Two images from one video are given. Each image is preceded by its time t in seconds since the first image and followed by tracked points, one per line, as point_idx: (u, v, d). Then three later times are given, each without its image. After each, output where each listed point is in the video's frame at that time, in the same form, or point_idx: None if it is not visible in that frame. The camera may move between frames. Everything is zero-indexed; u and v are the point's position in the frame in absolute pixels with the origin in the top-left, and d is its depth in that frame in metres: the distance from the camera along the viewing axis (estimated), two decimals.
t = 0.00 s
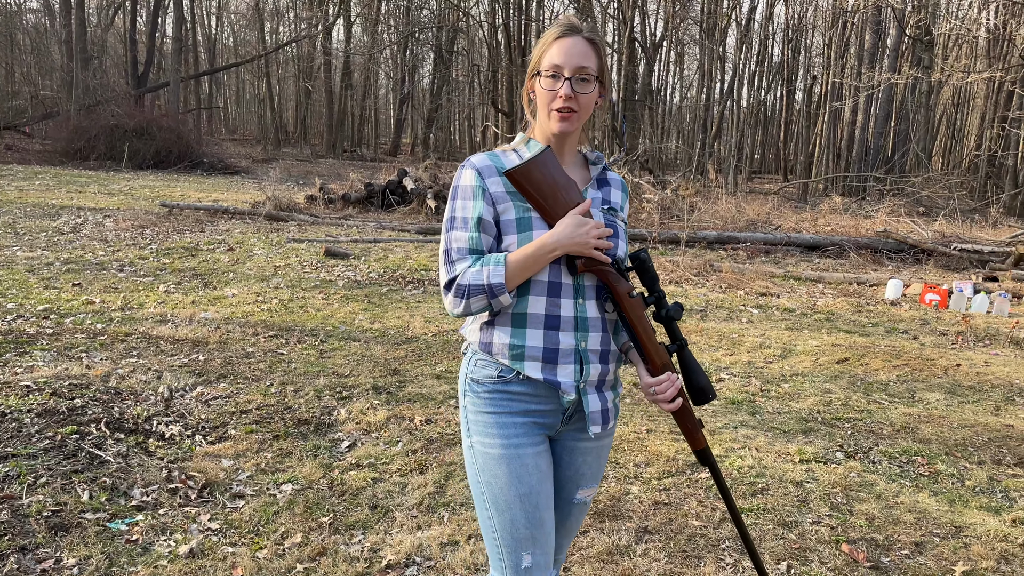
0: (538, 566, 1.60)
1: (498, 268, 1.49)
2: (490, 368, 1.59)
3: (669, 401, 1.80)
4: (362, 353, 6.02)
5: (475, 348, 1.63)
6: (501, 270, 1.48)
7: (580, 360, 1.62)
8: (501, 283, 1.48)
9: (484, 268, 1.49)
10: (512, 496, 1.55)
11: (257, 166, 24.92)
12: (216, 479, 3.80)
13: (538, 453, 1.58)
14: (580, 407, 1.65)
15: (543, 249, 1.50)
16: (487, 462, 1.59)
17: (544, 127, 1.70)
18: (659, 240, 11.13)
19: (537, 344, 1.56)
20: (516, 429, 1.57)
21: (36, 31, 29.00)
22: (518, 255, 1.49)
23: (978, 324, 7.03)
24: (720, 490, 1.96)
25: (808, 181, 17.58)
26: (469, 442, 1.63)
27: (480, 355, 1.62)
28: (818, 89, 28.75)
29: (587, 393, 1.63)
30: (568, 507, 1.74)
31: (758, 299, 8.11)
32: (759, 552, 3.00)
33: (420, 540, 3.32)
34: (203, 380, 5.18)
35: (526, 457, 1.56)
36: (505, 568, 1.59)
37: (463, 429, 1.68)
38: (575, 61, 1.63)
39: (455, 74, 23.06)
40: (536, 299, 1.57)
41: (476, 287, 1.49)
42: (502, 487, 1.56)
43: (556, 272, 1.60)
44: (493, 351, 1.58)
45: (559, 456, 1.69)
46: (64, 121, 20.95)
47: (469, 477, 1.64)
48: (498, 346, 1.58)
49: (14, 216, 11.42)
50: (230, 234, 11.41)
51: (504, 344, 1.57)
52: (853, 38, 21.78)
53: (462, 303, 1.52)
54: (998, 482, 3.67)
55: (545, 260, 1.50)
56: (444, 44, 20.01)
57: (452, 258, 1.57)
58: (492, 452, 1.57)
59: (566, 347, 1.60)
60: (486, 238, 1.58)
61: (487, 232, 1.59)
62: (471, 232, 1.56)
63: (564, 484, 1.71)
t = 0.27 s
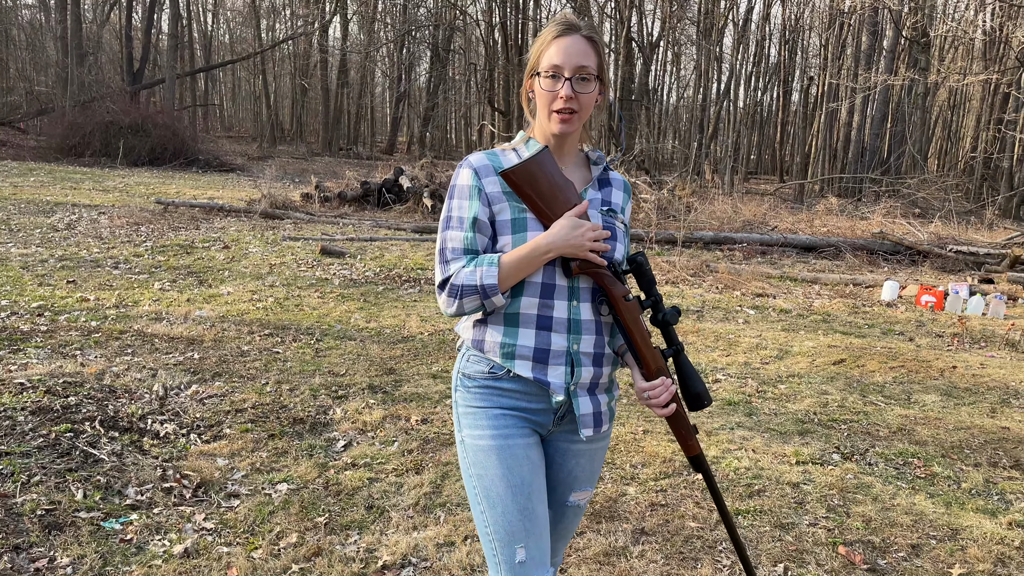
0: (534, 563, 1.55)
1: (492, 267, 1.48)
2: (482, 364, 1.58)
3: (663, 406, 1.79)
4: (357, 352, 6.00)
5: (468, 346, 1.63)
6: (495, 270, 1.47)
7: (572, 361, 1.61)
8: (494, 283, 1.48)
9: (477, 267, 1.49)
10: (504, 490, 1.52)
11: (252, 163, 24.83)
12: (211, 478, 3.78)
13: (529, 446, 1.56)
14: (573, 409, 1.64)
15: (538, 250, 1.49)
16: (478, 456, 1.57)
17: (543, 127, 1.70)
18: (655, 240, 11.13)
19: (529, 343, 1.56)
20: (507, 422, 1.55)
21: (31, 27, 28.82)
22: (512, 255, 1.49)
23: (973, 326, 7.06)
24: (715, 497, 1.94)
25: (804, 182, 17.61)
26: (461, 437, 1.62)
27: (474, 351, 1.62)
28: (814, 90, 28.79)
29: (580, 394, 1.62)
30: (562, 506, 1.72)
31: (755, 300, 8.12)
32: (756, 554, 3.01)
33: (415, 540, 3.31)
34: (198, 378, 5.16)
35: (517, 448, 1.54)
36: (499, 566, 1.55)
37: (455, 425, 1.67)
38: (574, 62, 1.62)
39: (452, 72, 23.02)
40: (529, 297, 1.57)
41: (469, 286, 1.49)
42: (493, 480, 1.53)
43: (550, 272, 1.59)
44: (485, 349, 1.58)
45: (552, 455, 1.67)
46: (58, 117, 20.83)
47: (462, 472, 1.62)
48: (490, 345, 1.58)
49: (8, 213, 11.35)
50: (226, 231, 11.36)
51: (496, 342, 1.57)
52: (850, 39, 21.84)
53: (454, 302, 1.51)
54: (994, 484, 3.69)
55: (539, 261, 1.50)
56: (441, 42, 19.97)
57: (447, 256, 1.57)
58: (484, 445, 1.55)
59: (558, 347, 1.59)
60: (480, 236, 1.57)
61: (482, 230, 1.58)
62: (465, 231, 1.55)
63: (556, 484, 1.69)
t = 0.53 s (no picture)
0: (518, 568, 1.55)
1: (488, 268, 1.48)
2: (479, 366, 1.59)
3: (662, 410, 1.79)
4: (356, 350, 6.00)
5: (467, 347, 1.63)
6: (491, 272, 1.47)
7: (571, 364, 1.61)
8: (490, 285, 1.48)
9: (473, 268, 1.49)
10: (493, 494, 1.53)
11: (251, 160, 24.78)
12: (209, 475, 3.78)
13: (521, 453, 1.56)
14: (571, 412, 1.64)
15: (535, 251, 1.49)
16: (470, 459, 1.57)
17: (545, 128, 1.70)
18: (654, 240, 11.14)
19: (527, 346, 1.56)
20: (500, 427, 1.56)
21: (29, 22, 28.74)
22: (509, 257, 1.49)
23: (971, 328, 7.07)
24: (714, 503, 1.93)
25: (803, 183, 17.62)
26: (455, 439, 1.62)
27: (471, 353, 1.62)
28: (813, 91, 28.78)
29: (577, 397, 1.62)
30: (557, 509, 1.72)
31: (753, 300, 8.13)
32: (754, 555, 3.01)
33: (413, 539, 3.31)
34: (195, 375, 5.15)
35: (509, 455, 1.55)
36: (485, 570, 1.55)
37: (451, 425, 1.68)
38: (578, 63, 1.61)
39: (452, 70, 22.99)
40: (527, 299, 1.57)
41: (465, 288, 1.49)
42: (482, 484, 1.54)
43: (548, 274, 1.59)
44: (483, 350, 1.58)
45: (548, 457, 1.67)
46: (57, 113, 20.77)
47: (454, 474, 1.63)
48: (488, 346, 1.58)
49: (6, 208, 11.32)
50: (224, 228, 11.34)
51: (494, 343, 1.57)
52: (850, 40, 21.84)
53: (450, 302, 1.52)
54: (991, 487, 3.70)
55: (536, 263, 1.49)
56: (440, 40, 19.94)
57: (444, 256, 1.56)
58: (476, 448, 1.56)
59: (556, 350, 1.59)
60: (478, 237, 1.57)
61: (479, 231, 1.58)
62: (462, 231, 1.55)
63: (549, 488, 1.70)
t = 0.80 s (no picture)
0: (517, 571, 1.58)
1: (495, 264, 1.47)
2: (486, 366, 1.58)
3: (667, 403, 1.80)
4: (356, 346, 6.01)
5: (473, 346, 1.62)
6: (498, 267, 1.46)
7: (579, 359, 1.62)
8: (497, 280, 1.47)
9: (479, 264, 1.48)
10: (497, 498, 1.53)
11: (251, 157, 24.77)
12: (209, 469, 3.79)
13: (526, 457, 1.57)
14: (577, 409, 1.65)
15: (543, 243, 1.49)
16: (474, 461, 1.57)
17: (543, 123, 1.70)
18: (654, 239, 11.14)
19: (535, 343, 1.56)
20: (506, 430, 1.56)
21: (30, 17, 28.72)
22: (516, 251, 1.49)
23: (971, 329, 7.09)
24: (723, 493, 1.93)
25: (803, 183, 17.62)
26: (459, 440, 1.62)
27: (477, 352, 1.61)
28: (814, 91, 28.76)
29: (586, 392, 1.63)
30: (560, 507, 1.74)
31: (753, 299, 8.14)
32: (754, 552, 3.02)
33: (413, 534, 3.32)
34: (196, 370, 5.16)
35: (513, 459, 1.55)
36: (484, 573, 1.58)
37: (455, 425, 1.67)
38: (578, 57, 1.62)
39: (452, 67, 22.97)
40: (533, 296, 1.57)
41: (471, 283, 1.47)
42: (486, 487, 1.55)
43: (555, 270, 1.59)
44: (490, 350, 1.57)
45: (553, 454, 1.68)
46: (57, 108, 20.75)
47: (456, 476, 1.63)
48: (496, 344, 1.57)
49: (6, 203, 11.32)
50: (224, 224, 11.35)
51: (502, 342, 1.56)
52: (851, 41, 21.83)
53: (456, 301, 1.50)
54: (990, 486, 3.71)
55: (542, 257, 1.49)
56: (441, 38, 19.92)
57: (448, 253, 1.55)
58: (479, 451, 1.56)
59: (565, 346, 1.59)
60: (485, 233, 1.56)
61: (483, 228, 1.57)
62: (466, 228, 1.54)
63: (553, 487, 1.71)
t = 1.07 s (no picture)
0: None
1: (499, 269, 1.45)
2: (491, 372, 1.56)
3: (668, 402, 1.81)
4: (356, 345, 6.01)
5: (476, 352, 1.60)
6: (502, 272, 1.45)
7: (583, 361, 1.62)
8: (502, 284, 1.45)
9: (483, 269, 1.46)
10: (507, 503, 1.53)
11: (252, 155, 24.77)
12: (208, 468, 3.79)
13: (534, 460, 1.57)
14: (582, 411, 1.65)
15: (547, 245, 1.49)
16: (482, 468, 1.56)
17: (534, 126, 1.70)
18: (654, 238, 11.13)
19: (541, 347, 1.55)
20: (514, 434, 1.55)
21: (31, 14, 28.72)
22: (520, 254, 1.48)
23: (971, 329, 7.08)
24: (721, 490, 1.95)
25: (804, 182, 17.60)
26: (464, 447, 1.60)
27: (480, 358, 1.59)
28: (815, 91, 28.74)
29: (591, 394, 1.64)
30: (562, 508, 1.74)
31: (753, 299, 8.14)
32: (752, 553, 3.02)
33: (412, 533, 3.32)
34: (196, 368, 5.16)
35: (523, 464, 1.55)
36: None
37: (457, 433, 1.65)
38: (568, 60, 1.61)
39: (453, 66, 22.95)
40: (537, 300, 1.56)
41: (475, 289, 1.46)
42: (497, 494, 1.54)
43: (557, 272, 1.59)
44: (495, 355, 1.56)
45: (556, 457, 1.68)
46: (58, 106, 20.76)
47: (462, 482, 1.61)
48: (500, 350, 1.55)
49: (7, 200, 11.33)
50: (225, 222, 11.35)
51: (506, 348, 1.55)
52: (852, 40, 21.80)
53: (460, 306, 1.48)
54: (989, 486, 3.71)
55: (546, 259, 1.49)
56: (442, 36, 19.91)
57: (449, 259, 1.52)
58: (488, 458, 1.55)
59: (570, 348, 1.59)
60: (486, 238, 1.55)
61: (484, 232, 1.55)
62: (468, 233, 1.52)
63: (557, 489, 1.71)
